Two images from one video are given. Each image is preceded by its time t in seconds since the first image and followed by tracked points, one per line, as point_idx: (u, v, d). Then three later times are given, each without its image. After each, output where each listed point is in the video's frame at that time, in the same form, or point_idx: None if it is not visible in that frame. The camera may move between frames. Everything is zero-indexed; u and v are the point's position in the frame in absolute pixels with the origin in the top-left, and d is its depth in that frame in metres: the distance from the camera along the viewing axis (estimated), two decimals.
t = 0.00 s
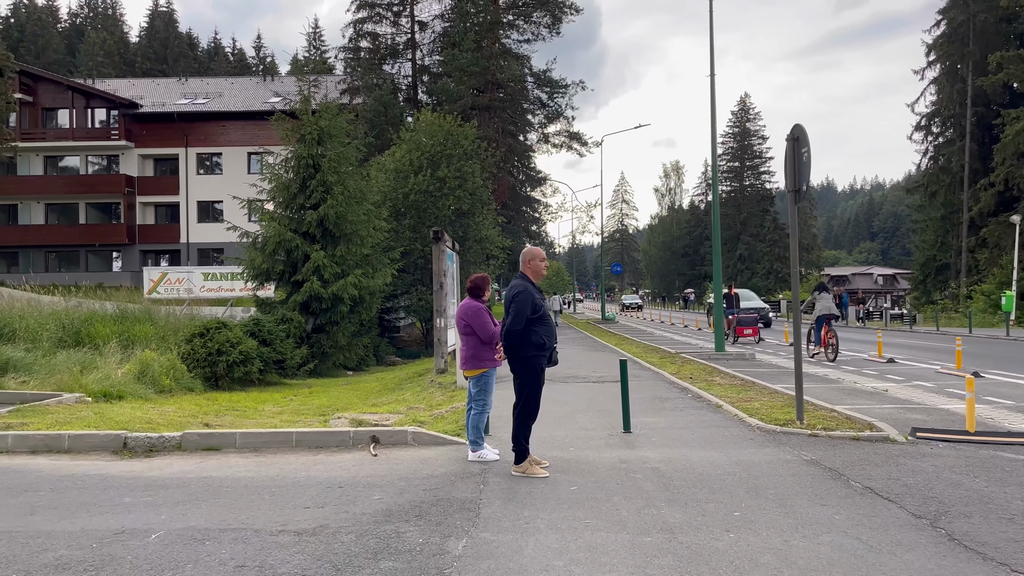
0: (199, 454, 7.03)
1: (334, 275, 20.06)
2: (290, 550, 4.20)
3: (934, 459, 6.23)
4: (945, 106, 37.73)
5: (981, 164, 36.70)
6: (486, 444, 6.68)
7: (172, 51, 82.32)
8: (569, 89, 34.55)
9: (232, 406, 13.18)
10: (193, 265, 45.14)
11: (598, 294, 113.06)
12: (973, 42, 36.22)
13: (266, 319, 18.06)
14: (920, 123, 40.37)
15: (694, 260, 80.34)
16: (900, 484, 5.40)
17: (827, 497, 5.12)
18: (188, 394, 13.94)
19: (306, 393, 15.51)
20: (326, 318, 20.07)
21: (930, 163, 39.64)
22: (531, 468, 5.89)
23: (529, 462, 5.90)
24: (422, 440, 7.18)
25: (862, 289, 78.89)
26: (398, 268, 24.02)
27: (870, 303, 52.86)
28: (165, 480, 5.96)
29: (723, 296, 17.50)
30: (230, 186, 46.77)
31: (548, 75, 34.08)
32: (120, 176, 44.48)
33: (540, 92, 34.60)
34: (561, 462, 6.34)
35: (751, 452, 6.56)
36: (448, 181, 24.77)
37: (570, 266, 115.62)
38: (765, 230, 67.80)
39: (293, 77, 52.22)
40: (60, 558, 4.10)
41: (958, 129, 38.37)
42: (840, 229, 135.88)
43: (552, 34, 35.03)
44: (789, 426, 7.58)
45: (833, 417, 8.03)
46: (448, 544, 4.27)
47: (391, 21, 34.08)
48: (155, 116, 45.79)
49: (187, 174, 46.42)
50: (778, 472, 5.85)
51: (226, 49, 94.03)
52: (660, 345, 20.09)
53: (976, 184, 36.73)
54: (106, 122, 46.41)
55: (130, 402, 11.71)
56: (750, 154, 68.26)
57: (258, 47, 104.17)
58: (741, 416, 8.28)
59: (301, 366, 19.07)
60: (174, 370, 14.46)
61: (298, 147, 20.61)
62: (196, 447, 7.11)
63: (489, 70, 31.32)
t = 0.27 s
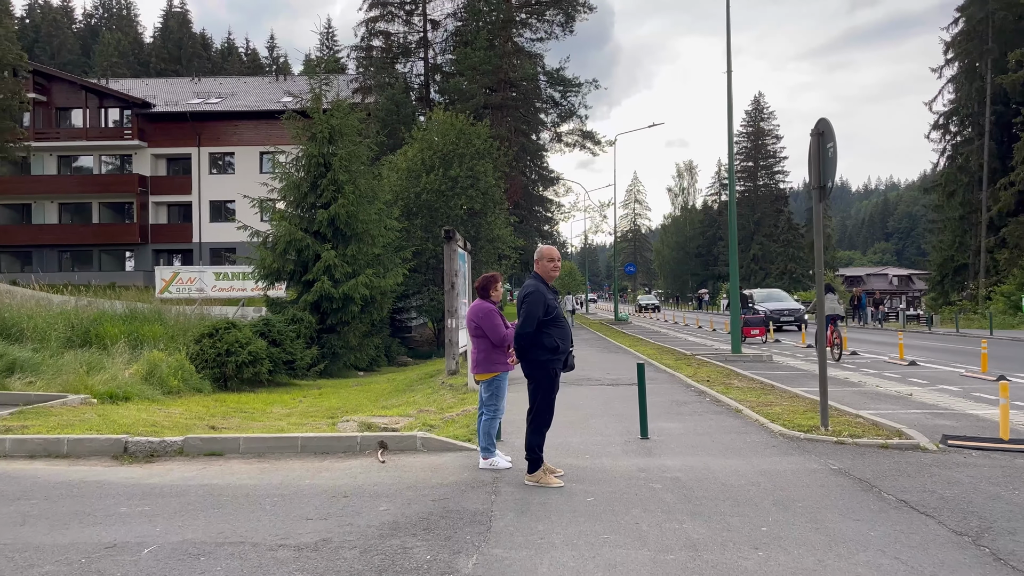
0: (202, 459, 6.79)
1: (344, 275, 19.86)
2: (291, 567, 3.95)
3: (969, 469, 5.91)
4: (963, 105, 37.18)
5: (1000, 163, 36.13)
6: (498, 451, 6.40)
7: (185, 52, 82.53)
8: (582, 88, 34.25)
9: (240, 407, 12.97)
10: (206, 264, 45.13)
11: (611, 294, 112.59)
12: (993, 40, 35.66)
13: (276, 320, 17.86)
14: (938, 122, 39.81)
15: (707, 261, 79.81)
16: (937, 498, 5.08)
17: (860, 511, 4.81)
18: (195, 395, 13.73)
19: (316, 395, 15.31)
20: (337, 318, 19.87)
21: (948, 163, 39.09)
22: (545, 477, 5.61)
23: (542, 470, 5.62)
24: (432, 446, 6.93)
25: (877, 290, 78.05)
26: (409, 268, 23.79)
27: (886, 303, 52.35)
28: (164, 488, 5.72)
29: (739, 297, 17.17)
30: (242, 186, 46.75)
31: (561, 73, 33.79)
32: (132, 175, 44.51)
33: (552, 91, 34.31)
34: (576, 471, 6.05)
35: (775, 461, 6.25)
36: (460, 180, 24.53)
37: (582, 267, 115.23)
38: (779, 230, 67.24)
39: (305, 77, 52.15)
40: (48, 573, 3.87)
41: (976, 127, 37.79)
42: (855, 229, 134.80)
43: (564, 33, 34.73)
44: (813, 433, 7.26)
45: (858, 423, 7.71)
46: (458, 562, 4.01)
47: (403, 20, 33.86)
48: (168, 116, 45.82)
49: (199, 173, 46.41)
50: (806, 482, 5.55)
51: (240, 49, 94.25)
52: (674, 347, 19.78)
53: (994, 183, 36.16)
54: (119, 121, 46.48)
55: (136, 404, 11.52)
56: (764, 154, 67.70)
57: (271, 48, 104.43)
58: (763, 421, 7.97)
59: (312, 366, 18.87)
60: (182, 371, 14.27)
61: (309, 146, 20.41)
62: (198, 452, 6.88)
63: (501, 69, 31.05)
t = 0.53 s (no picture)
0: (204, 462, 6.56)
1: (357, 273, 19.65)
2: None
3: (1009, 477, 5.57)
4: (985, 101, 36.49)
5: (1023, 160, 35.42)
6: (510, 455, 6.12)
7: (201, 53, 82.78)
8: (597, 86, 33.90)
9: (249, 407, 12.77)
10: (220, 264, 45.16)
11: (626, 294, 112.02)
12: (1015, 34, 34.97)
13: (288, 318, 17.68)
14: (959, 119, 39.11)
15: (722, 260, 79.18)
16: (980, 509, 4.75)
17: (898, 523, 4.49)
18: (205, 395, 13.55)
19: (327, 394, 15.09)
20: (349, 316, 19.67)
21: (969, 160, 38.42)
22: (559, 484, 5.32)
23: (556, 476, 5.33)
24: (442, 449, 6.66)
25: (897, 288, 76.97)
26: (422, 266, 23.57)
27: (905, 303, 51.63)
28: (162, 493, 5.48)
29: (758, 296, 16.80)
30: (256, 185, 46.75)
31: (575, 71, 33.43)
32: (148, 175, 44.59)
33: (567, 89, 33.96)
34: (592, 477, 5.76)
35: (802, 467, 5.94)
36: (473, 178, 24.28)
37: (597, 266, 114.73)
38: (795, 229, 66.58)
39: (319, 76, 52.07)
40: None
41: (999, 124, 37.09)
42: (872, 228, 133.41)
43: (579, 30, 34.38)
44: (841, 437, 6.92)
45: (888, 427, 7.36)
46: None
47: (416, 17, 33.61)
48: (183, 115, 45.86)
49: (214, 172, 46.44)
50: (837, 491, 5.22)
51: (255, 49, 94.46)
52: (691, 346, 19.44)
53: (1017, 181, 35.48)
54: (134, 121, 46.58)
55: (144, 404, 11.33)
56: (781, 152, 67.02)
57: (287, 47, 104.65)
58: (788, 424, 7.64)
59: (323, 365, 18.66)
60: (192, 370, 14.10)
61: (321, 144, 20.21)
62: (200, 455, 6.65)
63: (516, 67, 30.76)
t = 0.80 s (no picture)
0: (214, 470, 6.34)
1: (374, 273, 19.46)
2: None
3: None
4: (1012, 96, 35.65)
5: None
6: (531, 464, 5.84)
7: (219, 53, 83.01)
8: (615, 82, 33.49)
9: (265, 409, 12.58)
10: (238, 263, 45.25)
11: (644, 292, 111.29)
12: None
13: (305, 318, 17.52)
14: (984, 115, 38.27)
15: (742, 258, 78.38)
16: None
17: (949, 542, 4.18)
18: (221, 396, 13.38)
19: (343, 396, 14.89)
20: (366, 316, 19.49)
21: (995, 156, 37.59)
22: (583, 497, 5.05)
23: (580, 489, 5.07)
24: (460, 456, 6.40)
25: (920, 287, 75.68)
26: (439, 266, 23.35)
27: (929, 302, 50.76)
28: (170, 503, 5.26)
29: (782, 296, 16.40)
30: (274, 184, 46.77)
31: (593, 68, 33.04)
32: (166, 175, 44.70)
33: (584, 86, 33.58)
34: (617, 488, 5.47)
35: (840, 479, 5.61)
36: (490, 177, 24.03)
37: (615, 265, 114.14)
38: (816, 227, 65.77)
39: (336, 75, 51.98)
40: None
41: None
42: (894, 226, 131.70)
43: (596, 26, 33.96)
44: (879, 446, 6.58)
45: (926, 434, 7.02)
46: None
47: (433, 15, 33.32)
48: (201, 115, 45.94)
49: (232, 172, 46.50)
50: (880, 505, 4.90)
51: (273, 49, 94.65)
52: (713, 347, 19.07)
53: None
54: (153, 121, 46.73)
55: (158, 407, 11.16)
56: (801, 150, 66.14)
57: (304, 47, 104.81)
58: (821, 431, 7.30)
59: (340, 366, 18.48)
60: (208, 371, 13.95)
61: (338, 142, 20.02)
62: (211, 461, 6.43)
63: (533, 64, 30.43)
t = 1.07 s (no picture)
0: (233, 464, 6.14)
1: (397, 264, 19.26)
2: None
3: None
4: None
5: None
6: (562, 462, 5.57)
7: (244, 46, 83.38)
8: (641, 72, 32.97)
9: (287, 401, 12.41)
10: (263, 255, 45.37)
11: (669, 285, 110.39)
12: None
13: (328, 309, 17.37)
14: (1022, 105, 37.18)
15: (768, 252, 77.40)
16: None
17: (1017, 553, 3.84)
18: (243, 387, 13.25)
19: (366, 388, 14.70)
20: (389, 308, 19.29)
21: None
22: (618, 497, 4.76)
23: (615, 489, 4.79)
24: (488, 453, 6.14)
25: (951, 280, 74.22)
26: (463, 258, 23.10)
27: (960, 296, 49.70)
28: (186, 500, 5.06)
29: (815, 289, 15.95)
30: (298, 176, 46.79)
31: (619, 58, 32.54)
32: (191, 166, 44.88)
33: (610, 76, 33.07)
34: (653, 488, 5.18)
35: (890, 480, 5.29)
36: (515, 168, 23.71)
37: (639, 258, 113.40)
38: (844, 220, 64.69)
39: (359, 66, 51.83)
40: None
41: None
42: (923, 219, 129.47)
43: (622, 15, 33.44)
44: (928, 445, 6.23)
45: (977, 434, 6.64)
46: None
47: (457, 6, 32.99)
48: (226, 107, 46.05)
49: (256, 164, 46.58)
50: (936, 510, 4.57)
51: (298, 41, 94.88)
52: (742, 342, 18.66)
53: None
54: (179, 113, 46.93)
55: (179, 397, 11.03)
56: (829, 141, 65.01)
57: (329, 40, 105.03)
58: (864, 429, 6.95)
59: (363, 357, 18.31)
60: (230, 362, 13.83)
61: (361, 132, 19.81)
62: (230, 455, 6.23)
63: (558, 54, 30.03)
